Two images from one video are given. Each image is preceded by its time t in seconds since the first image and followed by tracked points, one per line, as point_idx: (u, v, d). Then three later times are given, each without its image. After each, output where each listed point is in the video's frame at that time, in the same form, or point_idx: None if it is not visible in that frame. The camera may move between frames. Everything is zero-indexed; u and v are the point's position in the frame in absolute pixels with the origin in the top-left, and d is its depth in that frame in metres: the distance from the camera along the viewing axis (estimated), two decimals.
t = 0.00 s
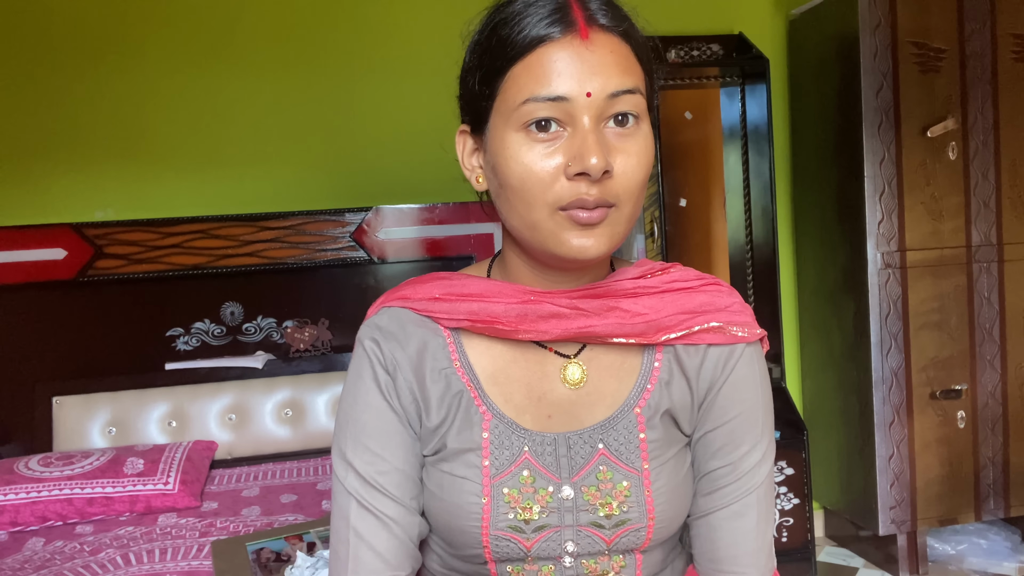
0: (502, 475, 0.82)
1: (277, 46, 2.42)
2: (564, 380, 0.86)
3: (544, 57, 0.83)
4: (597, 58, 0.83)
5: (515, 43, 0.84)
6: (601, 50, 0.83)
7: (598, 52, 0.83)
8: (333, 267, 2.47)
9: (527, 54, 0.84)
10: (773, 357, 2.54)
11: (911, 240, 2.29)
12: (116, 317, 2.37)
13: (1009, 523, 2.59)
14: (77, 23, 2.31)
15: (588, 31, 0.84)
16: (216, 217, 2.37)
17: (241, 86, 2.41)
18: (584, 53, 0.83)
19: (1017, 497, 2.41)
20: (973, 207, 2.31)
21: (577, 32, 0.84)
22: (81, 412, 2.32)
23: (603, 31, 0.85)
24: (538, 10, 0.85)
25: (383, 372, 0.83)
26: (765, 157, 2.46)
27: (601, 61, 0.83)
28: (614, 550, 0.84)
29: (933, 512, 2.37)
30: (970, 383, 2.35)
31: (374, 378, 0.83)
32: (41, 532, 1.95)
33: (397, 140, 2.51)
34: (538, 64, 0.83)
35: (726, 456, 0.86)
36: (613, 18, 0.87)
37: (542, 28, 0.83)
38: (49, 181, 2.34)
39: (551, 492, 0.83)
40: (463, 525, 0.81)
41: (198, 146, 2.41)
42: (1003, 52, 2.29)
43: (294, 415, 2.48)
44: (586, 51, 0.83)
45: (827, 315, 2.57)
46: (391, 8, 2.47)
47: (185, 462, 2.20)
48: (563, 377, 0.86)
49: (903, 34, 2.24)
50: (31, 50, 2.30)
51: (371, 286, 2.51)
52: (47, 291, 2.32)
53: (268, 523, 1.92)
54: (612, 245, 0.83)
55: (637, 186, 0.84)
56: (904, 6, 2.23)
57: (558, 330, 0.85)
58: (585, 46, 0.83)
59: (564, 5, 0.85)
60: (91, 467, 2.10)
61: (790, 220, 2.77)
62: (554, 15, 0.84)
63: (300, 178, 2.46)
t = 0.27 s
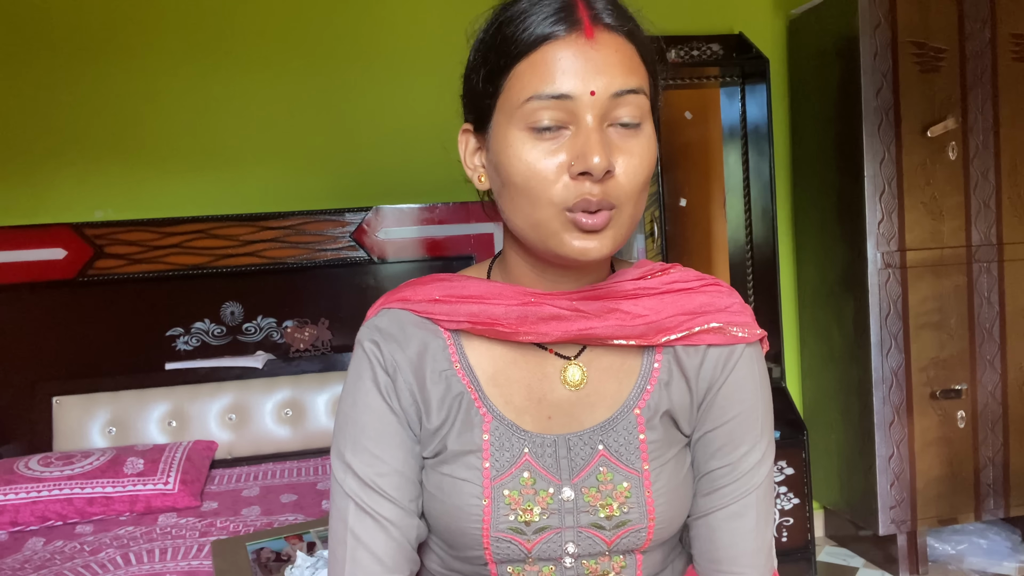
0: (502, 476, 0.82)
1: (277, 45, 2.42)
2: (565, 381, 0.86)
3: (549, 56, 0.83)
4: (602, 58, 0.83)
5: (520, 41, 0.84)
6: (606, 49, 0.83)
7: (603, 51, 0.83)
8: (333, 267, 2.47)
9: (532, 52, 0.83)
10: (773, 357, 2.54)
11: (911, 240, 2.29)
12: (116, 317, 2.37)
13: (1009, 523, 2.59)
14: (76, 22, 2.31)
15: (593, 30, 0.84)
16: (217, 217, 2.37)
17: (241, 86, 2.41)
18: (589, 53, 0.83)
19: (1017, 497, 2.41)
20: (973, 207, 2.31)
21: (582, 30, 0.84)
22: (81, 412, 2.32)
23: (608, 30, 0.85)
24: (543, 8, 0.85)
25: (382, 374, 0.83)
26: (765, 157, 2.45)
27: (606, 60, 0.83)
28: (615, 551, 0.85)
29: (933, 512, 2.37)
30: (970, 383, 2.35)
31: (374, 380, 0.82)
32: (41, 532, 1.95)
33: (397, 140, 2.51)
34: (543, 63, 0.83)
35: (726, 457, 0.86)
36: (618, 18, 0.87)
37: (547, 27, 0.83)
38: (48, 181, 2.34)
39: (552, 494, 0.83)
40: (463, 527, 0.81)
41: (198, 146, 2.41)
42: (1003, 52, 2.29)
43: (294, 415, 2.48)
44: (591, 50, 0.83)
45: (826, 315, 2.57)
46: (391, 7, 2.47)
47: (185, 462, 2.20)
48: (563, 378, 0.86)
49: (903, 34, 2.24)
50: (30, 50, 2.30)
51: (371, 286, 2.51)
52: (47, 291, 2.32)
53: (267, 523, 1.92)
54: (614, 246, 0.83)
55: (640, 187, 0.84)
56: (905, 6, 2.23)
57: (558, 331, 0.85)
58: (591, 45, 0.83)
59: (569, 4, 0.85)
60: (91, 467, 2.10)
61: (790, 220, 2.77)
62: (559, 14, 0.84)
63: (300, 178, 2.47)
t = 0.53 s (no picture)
0: (503, 478, 0.82)
1: (277, 44, 2.41)
2: (566, 381, 0.86)
3: (557, 47, 0.83)
4: (610, 50, 0.83)
5: (529, 32, 0.84)
6: (614, 41, 0.84)
7: (611, 44, 0.83)
8: (333, 266, 2.47)
9: (540, 44, 0.84)
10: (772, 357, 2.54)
11: (911, 239, 2.29)
12: (115, 317, 2.37)
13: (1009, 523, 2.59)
14: (75, 22, 2.31)
15: (601, 22, 0.84)
16: (217, 217, 2.37)
17: (241, 85, 2.41)
18: (597, 44, 0.83)
19: (1016, 497, 2.41)
20: (973, 207, 2.31)
21: (591, 23, 0.84)
22: (81, 412, 2.32)
23: (615, 24, 0.85)
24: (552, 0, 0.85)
25: (382, 378, 0.83)
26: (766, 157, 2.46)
27: (614, 53, 0.83)
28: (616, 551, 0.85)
29: (933, 512, 2.37)
30: (970, 383, 2.35)
31: (374, 385, 0.83)
32: (41, 532, 1.95)
33: (397, 140, 2.51)
34: (551, 53, 0.83)
35: (727, 458, 0.86)
36: (625, 12, 0.87)
37: (556, 18, 0.84)
38: (48, 181, 2.34)
39: (552, 495, 0.83)
40: (464, 528, 0.81)
41: (198, 145, 2.41)
42: (1003, 52, 2.29)
43: (294, 415, 2.48)
44: (599, 42, 0.83)
45: (826, 315, 2.57)
46: (391, 7, 2.47)
47: (185, 462, 2.20)
48: (565, 378, 0.86)
49: (904, 34, 2.24)
50: (30, 50, 2.30)
51: (371, 286, 2.51)
52: (46, 290, 2.32)
53: (268, 523, 1.92)
54: (619, 238, 0.83)
55: (646, 180, 0.84)
56: (905, 6, 2.23)
57: (561, 331, 0.85)
58: (599, 36, 0.83)
59: None
60: (91, 467, 2.10)
61: (790, 220, 2.77)
62: (568, 6, 0.84)
63: (300, 177, 2.46)
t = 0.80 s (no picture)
0: (501, 471, 0.82)
1: (277, 44, 2.41)
2: (566, 378, 0.86)
3: (558, 49, 0.83)
4: (611, 52, 0.83)
5: (530, 33, 0.84)
6: (615, 44, 0.84)
7: (612, 46, 0.83)
8: (333, 266, 2.47)
9: (541, 45, 0.84)
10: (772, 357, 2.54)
11: (911, 239, 2.29)
12: (115, 317, 2.37)
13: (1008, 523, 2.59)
14: (75, 22, 2.31)
15: (603, 24, 0.84)
16: (217, 216, 2.37)
17: (241, 84, 2.41)
18: (598, 47, 0.83)
19: (1016, 496, 2.41)
20: (973, 207, 2.31)
21: (592, 25, 0.84)
22: (81, 412, 2.32)
23: (617, 26, 0.85)
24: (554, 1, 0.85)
25: (380, 373, 0.83)
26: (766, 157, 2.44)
27: (615, 55, 0.83)
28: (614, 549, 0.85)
29: (933, 511, 2.37)
30: (970, 383, 2.35)
31: (372, 379, 0.83)
32: (40, 532, 1.95)
33: (397, 140, 2.51)
34: (552, 55, 0.83)
35: (726, 454, 0.86)
36: (627, 14, 0.87)
37: (557, 20, 0.84)
38: (48, 181, 2.34)
39: (550, 489, 0.83)
40: (462, 523, 0.81)
41: (198, 145, 2.41)
42: (1003, 52, 2.29)
43: (294, 415, 2.48)
44: (600, 45, 0.83)
45: (826, 315, 2.57)
46: (390, 7, 2.46)
47: (185, 462, 2.20)
48: (563, 374, 0.86)
49: (903, 34, 2.24)
50: (30, 50, 2.30)
51: (371, 286, 2.51)
52: (46, 290, 2.32)
53: (268, 523, 1.92)
54: (618, 240, 0.83)
55: (645, 182, 0.84)
56: (904, 6, 2.23)
57: (558, 326, 0.85)
58: (600, 39, 0.83)
59: None
60: (91, 466, 2.10)
61: (790, 220, 2.77)
62: (570, 8, 0.84)
63: (300, 177, 2.46)
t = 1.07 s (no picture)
0: (504, 471, 0.82)
1: (276, 44, 2.41)
2: (568, 377, 0.86)
3: (551, 56, 0.83)
4: (603, 58, 0.83)
5: (523, 40, 0.84)
6: (608, 49, 0.83)
7: (605, 51, 0.83)
8: (333, 266, 2.47)
9: (534, 52, 0.84)
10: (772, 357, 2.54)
11: (911, 239, 2.29)
12: (115, 317, 2.37)
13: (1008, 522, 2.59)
14: (74, 21, 2.31)
15: (595, 30, 0.84)
16: (217, 216, 2.37)
17: (241, 84, 2.41)
18: (591, 53, 0.82)
19: (1016, 496, 2.41)
20: (973, 207, 2.31)
21: (584, 31, 0.84)
22: (81, 412, 2.31)
23: (610, 30, 0.85)
24: (546, 7, 0.85)
25: (383, 375, 0.83)
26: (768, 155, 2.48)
27: (608, 60, 0.83)
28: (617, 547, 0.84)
29: (933, 511, 2.37)
30: (970, 383, 2.35)
31: (375, 381, 0.83)
32: (40, 532, 1.95)
33: (396, 140, 2.51)
34: (545, 62, 0.83)
35: (727, 454, 0.86)
36: (620, 18, 0.87)
37: (549, 27, 0.83)
38: (49, 181, 2.34)
39: (553, 488, 0.83)
40: (465, 522, 0.81)
41: (198, 145, 2.40)
42: (1003, 52, 2.29)
43: (294, 415, 2.48)
44: (593, 50, 0.82)
45: (826, 315, 2.57)
46: (390, 7, 2.46)
47: (185, 462, 2.20)
48: (565, 373, 0.86)
49: (903, 34, 2.24)
50: (30, 49, 2.30)
51: (371, 286, 2.51)
52: (46, 290, 2.32)
53: (268, 523, 1.92)
54: (615, 245, 0.83)
55: (640, 187, 0.84)
56: (904, 6, 2.23)
57: (560, 326, 0.85)
58: (592, 45, 0.83)
59: (572, 4, 0.85)
60: (91, 466, 2.10)
61: (790, 220, 2.76)
62: (562, 14, 0.84)
63: (300, 177, 2.46)
